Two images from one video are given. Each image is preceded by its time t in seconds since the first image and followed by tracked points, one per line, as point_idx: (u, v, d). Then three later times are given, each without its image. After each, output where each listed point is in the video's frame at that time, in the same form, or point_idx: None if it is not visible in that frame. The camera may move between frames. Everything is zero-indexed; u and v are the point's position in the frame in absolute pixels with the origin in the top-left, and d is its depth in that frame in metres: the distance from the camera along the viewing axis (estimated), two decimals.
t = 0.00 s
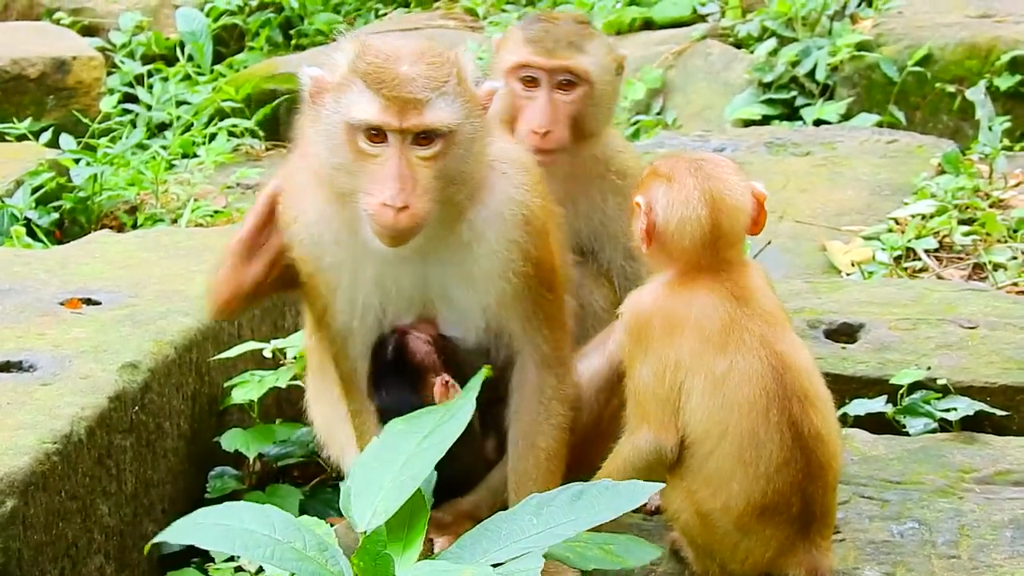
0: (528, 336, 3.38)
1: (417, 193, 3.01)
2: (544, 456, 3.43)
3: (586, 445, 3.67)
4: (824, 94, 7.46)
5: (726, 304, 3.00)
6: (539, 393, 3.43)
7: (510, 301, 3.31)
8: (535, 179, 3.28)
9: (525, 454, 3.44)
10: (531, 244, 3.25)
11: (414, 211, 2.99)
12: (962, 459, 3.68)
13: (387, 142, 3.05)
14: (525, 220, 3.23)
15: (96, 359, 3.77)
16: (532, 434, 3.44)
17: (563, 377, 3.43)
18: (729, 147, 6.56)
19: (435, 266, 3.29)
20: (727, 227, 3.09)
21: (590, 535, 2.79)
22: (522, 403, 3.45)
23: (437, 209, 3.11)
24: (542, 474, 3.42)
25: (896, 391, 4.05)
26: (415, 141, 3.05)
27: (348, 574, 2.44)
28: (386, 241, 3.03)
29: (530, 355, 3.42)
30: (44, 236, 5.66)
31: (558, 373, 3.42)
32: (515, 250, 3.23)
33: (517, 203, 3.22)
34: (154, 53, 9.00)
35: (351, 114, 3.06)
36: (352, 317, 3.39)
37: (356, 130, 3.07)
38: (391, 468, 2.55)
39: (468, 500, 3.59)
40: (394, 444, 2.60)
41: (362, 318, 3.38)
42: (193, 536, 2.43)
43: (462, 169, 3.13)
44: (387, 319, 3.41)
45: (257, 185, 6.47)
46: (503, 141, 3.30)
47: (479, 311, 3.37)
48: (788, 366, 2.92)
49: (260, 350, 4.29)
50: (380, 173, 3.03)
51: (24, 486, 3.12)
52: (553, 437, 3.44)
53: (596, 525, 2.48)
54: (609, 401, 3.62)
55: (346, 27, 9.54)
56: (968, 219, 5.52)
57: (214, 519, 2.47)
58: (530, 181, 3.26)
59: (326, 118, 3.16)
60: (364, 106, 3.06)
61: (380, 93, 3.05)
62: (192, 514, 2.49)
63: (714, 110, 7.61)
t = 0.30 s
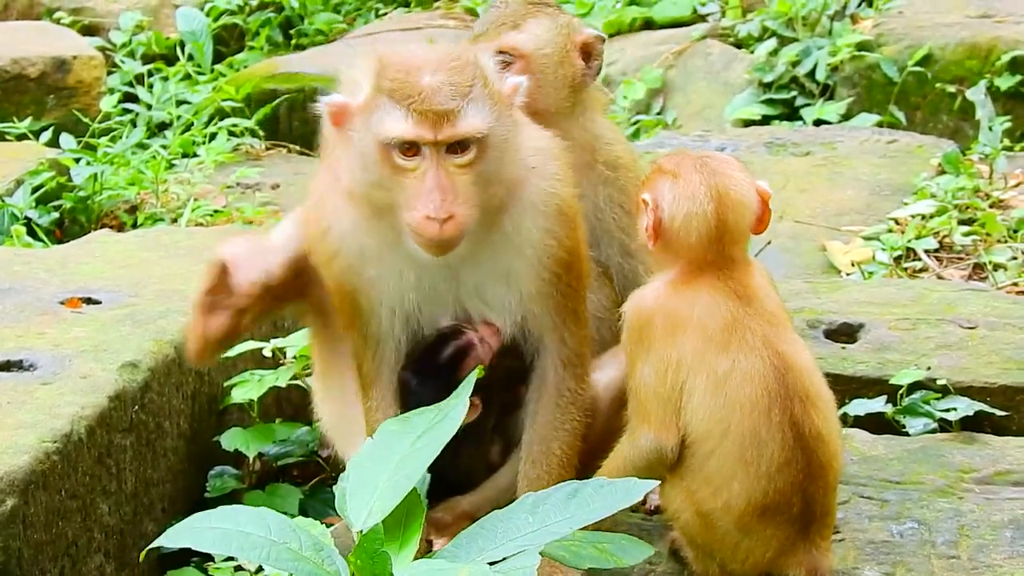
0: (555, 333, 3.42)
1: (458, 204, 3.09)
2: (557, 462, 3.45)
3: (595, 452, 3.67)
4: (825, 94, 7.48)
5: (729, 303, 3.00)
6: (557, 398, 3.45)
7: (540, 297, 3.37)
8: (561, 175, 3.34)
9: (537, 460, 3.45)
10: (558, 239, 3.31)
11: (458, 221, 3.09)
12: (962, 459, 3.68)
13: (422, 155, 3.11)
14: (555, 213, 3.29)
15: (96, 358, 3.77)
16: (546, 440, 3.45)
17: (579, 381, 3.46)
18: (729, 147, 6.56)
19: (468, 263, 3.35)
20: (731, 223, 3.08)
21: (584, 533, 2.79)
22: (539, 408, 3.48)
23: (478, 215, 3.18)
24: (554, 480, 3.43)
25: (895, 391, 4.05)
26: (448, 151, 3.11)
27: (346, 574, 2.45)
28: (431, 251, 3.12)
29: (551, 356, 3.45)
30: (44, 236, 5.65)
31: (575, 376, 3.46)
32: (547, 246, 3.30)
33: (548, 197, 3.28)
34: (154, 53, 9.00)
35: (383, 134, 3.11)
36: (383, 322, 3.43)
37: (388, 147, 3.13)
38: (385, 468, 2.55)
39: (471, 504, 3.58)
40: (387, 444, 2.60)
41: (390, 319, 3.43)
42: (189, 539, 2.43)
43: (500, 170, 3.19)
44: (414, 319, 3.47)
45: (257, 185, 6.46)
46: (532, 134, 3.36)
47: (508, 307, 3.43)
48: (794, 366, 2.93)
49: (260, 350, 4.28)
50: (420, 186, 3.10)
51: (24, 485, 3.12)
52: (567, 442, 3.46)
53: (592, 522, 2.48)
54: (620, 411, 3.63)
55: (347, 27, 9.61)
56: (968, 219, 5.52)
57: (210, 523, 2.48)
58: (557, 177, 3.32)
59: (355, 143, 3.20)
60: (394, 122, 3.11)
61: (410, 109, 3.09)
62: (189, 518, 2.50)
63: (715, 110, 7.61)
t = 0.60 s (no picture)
0: (559, 329, 3.43)
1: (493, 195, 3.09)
2: (558, 459, 3.45)
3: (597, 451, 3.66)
4: (827, 94, 7.48)
5: (736, 298, 3.02)
6: (560, 393, 3.46)
7: (551, 293, 3.38)
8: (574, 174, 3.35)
9: (540, 457, 3.46)
10: (570, 236, 3.33)
11: (495, 211, 3.09)
12: (967, 459, 3.68)
13: (461, 143, 3.09)
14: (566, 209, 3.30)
15: (100, 357, 3.77)
16: (548, 437, 3.46)
17: (582, 378, 3.47)
18: (732, 147, 6.56)
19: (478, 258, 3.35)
20: (738, 220, 3.11)
21: (592, 533, 2.79)
22: (542, 404, 3.48)
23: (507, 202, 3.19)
24: (555, 478, 3.43)
25: (900, 391, 4.06)
26: (487, 139, 3.09)
27: (353, 572, 2.46)
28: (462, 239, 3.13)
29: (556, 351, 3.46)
30: (47, 235, 5.65)
31: (578, 372, 3.46)
32: (559, 242, 3.32)
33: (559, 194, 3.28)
34: (156, 53, 9.01)
35: (424, 120, 3.08)
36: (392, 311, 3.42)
37: (426, 133, 3.11)
38: (393, 466, 2.55)
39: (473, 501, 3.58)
40: (395, 443, 2.61)
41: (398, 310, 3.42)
42: (196, 535, 2.44)
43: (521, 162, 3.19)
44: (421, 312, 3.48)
45: (260, 184, 6.47)
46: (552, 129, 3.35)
47: (518, 304, 3.43)
48: (800, 365, 2.94)
49: (264, 348, 4.28)
50: (459, 175, 3.09)
51: (29, 483, 3.12)
52: (568, 439, 3.46)
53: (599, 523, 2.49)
54: (620, 407, 3.60)
55: (348, 26, 9.65)
56: (972, 219, 5.53)
57: (218, 519, 2.48)
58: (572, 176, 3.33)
59: (390, 126, 3.17)
60: (437, 109, 3.07)
61: (452, 95, 3.06)
62: (195, 516, 2.50)
63: (717, 110, 7.61)
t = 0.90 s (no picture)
0: (573, 325, 3.43)
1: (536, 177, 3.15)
2: (570, 459, 3.46)
3: (611, 449, 3.66)
4: (840, 92, 7.47)
5: (770, 291, 3.02)
6: (571, 393, 3.45)
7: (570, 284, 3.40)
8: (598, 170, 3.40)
9: (553, 457, 3.47)
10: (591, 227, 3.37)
11: (536, 193, 3.14)
12: (983, 458, 3.68)
13: (500, 127, 3.16)
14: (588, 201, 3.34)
15: (115, 357, 3.78)
16: (560, 437, 3.46)
17: (594, 377, 3.46)
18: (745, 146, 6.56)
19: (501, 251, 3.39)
20: (780, 214, 3.10)
21: (610, 533, 2.79)
22: (553, 402, 3.48)
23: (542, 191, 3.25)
24: (568, 479, 3.45)
25: (915, 390, 4.06)
26: (524, 122, 3.16)
27: (370, 573, 2.46)
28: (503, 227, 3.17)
29: (565, 349, 3.45)
30: (61, 235, 5.65)
31: (591, 371, 3.46)
32: (579, 232, 3.35)
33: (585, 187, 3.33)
34: (169, 53, 9.03)
35: (465, 104, 3.15)
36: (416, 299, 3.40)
37: (466, 118, 3.17)
38: (409, 467, 2.55)
39: (488, 502, 3.59)
40: (411, 443, 2.61)
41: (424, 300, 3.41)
42: (213, 537, 2.45)
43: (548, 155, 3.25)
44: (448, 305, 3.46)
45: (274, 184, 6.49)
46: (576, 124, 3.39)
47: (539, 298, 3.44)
48: (826, 358, 2.94)
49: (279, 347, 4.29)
50: (500, 158, 3.15)
51: (44, 484, 3.13)
52: (581, 439, 3.47)
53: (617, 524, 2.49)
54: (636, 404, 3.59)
55: (360, 26, 9.65)
56: (986, 217, 5.52)
57: (235, 520, 2.49)
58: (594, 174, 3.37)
59: (428, 114, 3.22)
60: (477, 93, 3.15)
61: (492, 79, 3.14)
62: (213, 516, 2.51)
63: (731, 108, 7.61)
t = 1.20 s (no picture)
0: (585, 329, 3.42)
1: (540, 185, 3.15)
2: (583, 463, 3.42)
3: (625, 449, 3.62)
4: (855, 97, 7.48)
5: (782, 290, 3.02)
6: (582, 395, 3.43)
7: (580, 292, 3.40)
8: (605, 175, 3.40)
9: (566, 460, 3.43)
10: (598, 232, 3.37)
11: (540, 200, 3.13)
12: (998, 462, 3.67)
13: (499, 135, 3.15)
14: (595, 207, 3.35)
15: (130, 359, 3.79)
16: (572, 440, 3.43)
17: (606, 379, 3.44)
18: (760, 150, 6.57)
19: (512, 259, 3.40)
20: (780, 211, 3.13)
21: (624, 535, 2.78)
22: (565, 405, 3.45)
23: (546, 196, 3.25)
24: (582, 482, 3.41)
25: (930, 394, 4.05)
26: (523, 128, 3.15)
27: None
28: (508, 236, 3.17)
29: (577, 352, 3.43)
30: (77, 238, 5.67)
31: (602, 375, 3.43)
32: (587, 239, 3.36)
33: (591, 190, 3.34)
34: (184, 55, 9.06)
35: (463, 116, 3.13)
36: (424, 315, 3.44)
37: (464, 130, 3.16)
38: (424, 470, 2.55)
39: (502, 506, 3.58)
40: (426, 447, 2.60)
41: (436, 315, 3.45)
42: (229, 540, 2.46)
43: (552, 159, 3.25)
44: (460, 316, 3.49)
45: (288, 187, 6.53)
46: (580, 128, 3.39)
47: (549, 305, 3.44)
48: (837, 360, 2.92)
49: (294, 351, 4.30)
50: (502, 167, 3.14)
51: (60, 487, 3.14)
52: (594, 442, 3.44)
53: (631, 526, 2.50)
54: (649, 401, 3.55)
55: (375, 29, 9.66)
56: (1001, 222, 5.50)
57: (251, 524, 2.50)
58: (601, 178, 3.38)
59: (425, 130, 3.21)
60: (473, 102, 3.14)
61: (487, 86, 3.13)
62: (229, 519, 2.52)
63: (745, 113, 7.61)
